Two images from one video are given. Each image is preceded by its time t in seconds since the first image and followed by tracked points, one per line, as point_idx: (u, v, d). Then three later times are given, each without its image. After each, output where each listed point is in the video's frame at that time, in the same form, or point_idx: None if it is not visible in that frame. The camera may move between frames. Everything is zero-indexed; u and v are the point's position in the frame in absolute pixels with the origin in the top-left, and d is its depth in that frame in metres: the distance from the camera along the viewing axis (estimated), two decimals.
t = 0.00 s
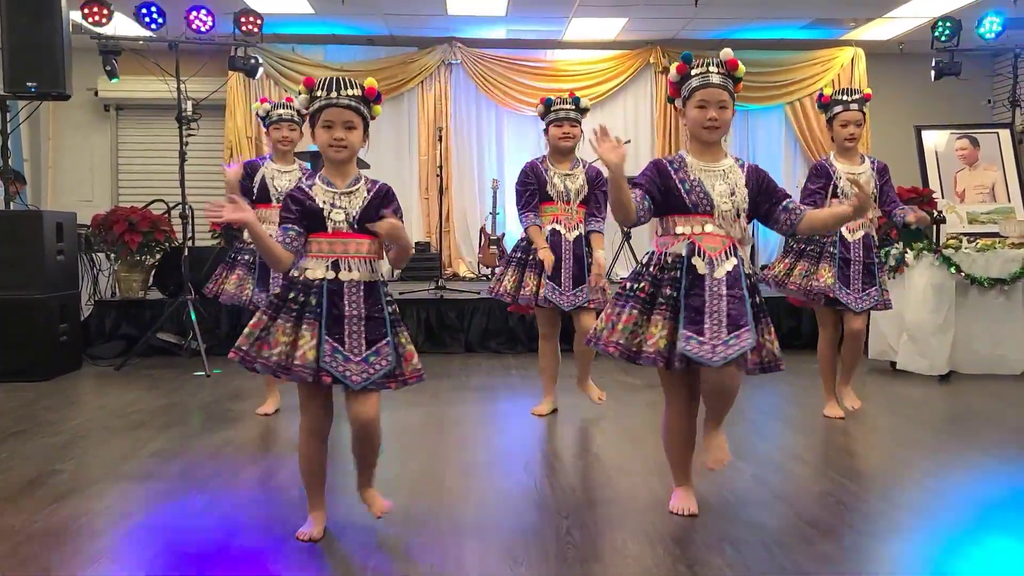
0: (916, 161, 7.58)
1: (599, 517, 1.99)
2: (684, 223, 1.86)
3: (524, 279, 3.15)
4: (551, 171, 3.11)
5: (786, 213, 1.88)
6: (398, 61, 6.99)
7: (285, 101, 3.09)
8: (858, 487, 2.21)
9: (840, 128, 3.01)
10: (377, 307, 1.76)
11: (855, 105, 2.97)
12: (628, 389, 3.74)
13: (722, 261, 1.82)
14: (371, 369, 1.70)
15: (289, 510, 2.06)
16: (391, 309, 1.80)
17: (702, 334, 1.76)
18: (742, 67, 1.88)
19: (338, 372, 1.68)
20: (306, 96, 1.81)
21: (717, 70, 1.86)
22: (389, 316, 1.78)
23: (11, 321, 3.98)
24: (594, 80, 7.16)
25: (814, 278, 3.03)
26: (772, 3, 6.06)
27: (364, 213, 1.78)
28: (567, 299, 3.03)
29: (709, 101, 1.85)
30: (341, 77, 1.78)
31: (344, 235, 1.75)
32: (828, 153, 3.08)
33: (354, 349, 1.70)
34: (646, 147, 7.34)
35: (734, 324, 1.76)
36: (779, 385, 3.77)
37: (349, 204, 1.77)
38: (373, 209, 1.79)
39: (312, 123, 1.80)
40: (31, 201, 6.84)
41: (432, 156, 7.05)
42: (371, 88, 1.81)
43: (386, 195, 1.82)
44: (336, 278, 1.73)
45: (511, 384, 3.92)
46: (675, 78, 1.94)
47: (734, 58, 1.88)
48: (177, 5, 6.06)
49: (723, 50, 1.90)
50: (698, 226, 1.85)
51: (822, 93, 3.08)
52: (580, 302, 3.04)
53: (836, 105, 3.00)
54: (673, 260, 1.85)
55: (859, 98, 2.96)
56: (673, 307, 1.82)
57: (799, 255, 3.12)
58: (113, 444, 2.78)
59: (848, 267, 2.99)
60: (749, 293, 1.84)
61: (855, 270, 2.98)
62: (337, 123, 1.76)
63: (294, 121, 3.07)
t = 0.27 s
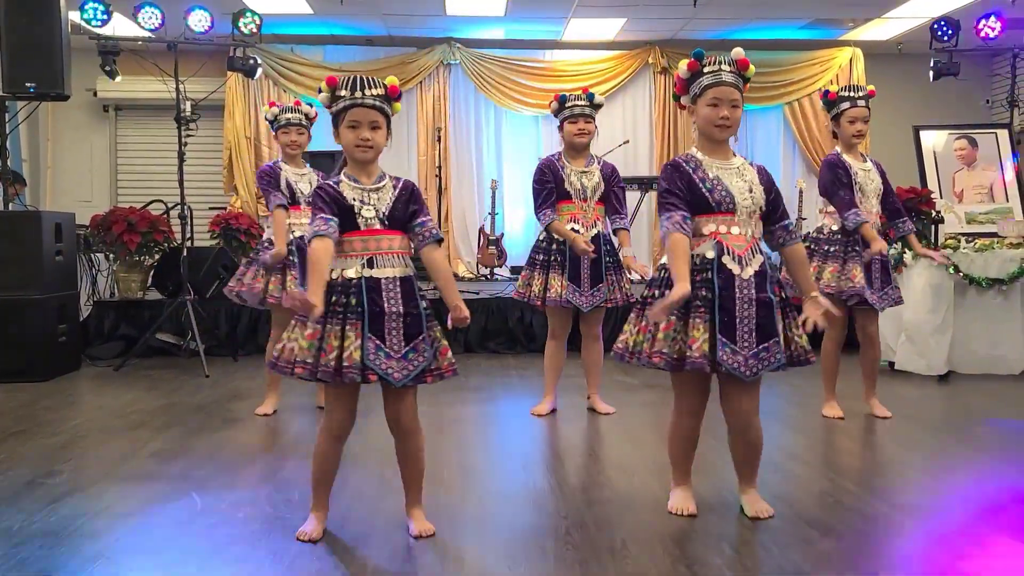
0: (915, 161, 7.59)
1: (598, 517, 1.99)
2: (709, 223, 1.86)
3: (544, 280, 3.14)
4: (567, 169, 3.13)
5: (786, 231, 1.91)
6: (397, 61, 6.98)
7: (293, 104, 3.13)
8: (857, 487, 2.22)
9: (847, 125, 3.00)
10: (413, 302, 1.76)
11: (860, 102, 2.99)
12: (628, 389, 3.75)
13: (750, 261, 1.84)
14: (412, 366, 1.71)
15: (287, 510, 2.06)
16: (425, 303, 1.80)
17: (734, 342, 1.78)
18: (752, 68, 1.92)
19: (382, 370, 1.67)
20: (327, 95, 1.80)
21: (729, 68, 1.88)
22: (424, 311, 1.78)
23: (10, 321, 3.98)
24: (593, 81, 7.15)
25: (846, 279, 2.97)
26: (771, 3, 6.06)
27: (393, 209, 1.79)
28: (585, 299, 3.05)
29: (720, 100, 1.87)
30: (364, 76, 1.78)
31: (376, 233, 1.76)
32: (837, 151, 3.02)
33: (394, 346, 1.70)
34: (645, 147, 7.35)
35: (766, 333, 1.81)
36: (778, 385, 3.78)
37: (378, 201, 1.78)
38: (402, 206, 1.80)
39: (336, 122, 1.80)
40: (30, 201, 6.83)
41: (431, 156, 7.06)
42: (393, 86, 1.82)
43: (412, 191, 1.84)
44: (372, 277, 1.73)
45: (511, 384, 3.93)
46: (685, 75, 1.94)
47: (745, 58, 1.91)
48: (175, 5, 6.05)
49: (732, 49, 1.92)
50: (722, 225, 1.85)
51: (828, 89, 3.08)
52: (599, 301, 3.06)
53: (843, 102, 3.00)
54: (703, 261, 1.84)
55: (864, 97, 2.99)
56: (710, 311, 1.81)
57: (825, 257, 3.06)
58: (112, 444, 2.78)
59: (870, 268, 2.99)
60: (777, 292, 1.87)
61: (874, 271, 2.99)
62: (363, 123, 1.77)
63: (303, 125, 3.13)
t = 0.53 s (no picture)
0: (913, 161, 7.60)
1: (597, 517, 1.99)
2: (720, 222, 1.87)
3: (550, 284, 3.22)
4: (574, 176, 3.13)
5: (824, 198, 1.87)
6: (395, 61, 6.98)
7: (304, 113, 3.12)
8: (856, 487, 2.22)
9: (856, 125, 2.99)
10: (422, 305, 1.73)
11: (869, 101, 2.98)
12: (626, 389, 3.75)
13: (766, 252, 1.83)
14: (423, 367, 1.67)
15: (286, 511, 2.06)
16: (440, 303, 1.76)
17: (762, 336, 1.78)
18: (768, 68, 1.90)
19: (390, 376, 1.66)
20: (354, 100, 1.78)
21: (745, 69, 1.86)
22: (437, 311, 1.74)
23: (8, 322, 3.97)
24: (592, 81, 7.15)
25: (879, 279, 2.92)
26: (769, 3, 6.07)
27: (405, 215, 1.77)
28: (592, 300, 3.04)
29: (735, 102, 1.85)
30: (392, 86, 1.76)
31: (386, 240, 1.75)
32: (849, 152, 3.00)
33: (404, 351, 1.68)
34: (644, 147, 7.36)
35: (790, 326, 1.80)
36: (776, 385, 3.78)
37: (390, 208, 1.77)
38: (416, 212, 1.79)
39: (359, 129, 1.79)
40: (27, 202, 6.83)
41: (429, 157, 6.94)
42: (421, 97, 1.80)
43: (429, 197, 1.81)
44: (378, 286, 1.72)
45: (510, 385, 3.93)
46: (699, 75, 1.92)
47: (761, 58, 1.89)
48: (173, 5, 6.05)
49: (748, 48, 1.90)
50: (729, 222, 1.86)
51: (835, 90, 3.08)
52: (607, 302, 3.04)
53: (853, 100, 2.97)
54: (715, 262, 1.86)
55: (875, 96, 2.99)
56: (733, 308, 1.81)
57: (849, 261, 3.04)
58: (110, 445, 2.78)
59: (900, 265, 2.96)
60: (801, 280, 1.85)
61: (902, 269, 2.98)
62: (385, 131, 1.75)
63: (313, 133, 3.14)
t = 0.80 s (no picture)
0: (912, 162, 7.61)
1: (596, 517, 1.99)
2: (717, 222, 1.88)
3: (555, 284, 3.21)
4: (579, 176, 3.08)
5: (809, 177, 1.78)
6: (395, 62, 6.97)
7: (312, 107, 3.14)
8: (855, 487, 2.22)
9: (859, 130, 2.99)
10: (429, 301, 1.73)
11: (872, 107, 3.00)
12: (626, 389, 3.76)
13: (755, 251, 1.82)
14: (427, 366, 1.68)
15: (286, 511, 2.06)
16: (446, 300, 1.75)
17: (739, 325, 1.78)
18: (778, 67, 1.90)
19: (395, 372, 1.67)
20: (361, 94, 1.79)
21: (754, 68, 1.86)
22: (442, 308, 1.73)
23: (7, 322, 3.97)
24: (591, 81, 7.15)
25: (867, 290, 3.04)
26: (768, 4, 6.07)
27: (411, 208, 1.76)
28: (595, 300, 3.05)
29: (742, 98, 1.85)
30: (396, 78, 1.76)
31: (394, 233, 1.75)
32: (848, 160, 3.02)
33: (408, 347, 1.68)
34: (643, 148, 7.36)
35: (773, 319, 1.76)
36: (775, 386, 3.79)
37: (397, 201, 1.76)
38: (422, 204, 1.77)
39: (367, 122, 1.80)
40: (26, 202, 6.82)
41: (429, 156, 6.90)
42: (426, 89, 1.79)
43: (434, 187, 1.78)
44: (385, 279, 1.73)
45: (509, 385, 3.93)
46: (709, 74, 1.92)
47: (770, 58, 1.88)
48: (172, 5, 6.05)
49: (757, 48, 1.89)
50: (725, 223, 1.86)
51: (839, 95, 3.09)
52: (611, 301, 3.06)
53: (854, 107, 3.01)
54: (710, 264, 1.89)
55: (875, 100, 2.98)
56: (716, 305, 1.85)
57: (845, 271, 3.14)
58: (110, 445, 2.78)
59: (893, 270, 3.01)
60: (790, 278, 1.80)
61: (900, 273, 3.00)
62: (391, 123, 1.75)
63: (322, 127, 3.14)
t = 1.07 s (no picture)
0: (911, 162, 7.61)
1: (595, 517, 1.99)
2: (721, 218, 1.86)
3: (558, 281, 3.18)
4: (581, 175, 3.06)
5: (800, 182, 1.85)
6: (393, 62, 6.97)
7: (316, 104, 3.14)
8: (854, 487, 2.22)
9: (862, 126, 3.02)
10: (430, 302, 1.73)
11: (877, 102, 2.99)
12: (625, 389, 3.76)
13: (762, 253, 1.81)
14: (427, 365, 1.68)
15: (284, 511, 2.06)
16: (446, 301, 1.75)
17: (735, 338, 1.78)
18: (783, 59, 1.87)
19: (395, 371, 1.67)
20: (364, 95, 1.80)
21: (757, 61, 1.85)
22: (443, 309, 1.73)
23: (6, 323, 3.97)
24: (590, 81, 7.16)
25: (860, 284, 3.04)
26: (767, 4, 6.07)
27: (414, 210, 1.76)
28: (601, 298, 3.04)
29: (745, 93, 1.84)
30: (399, 77, 1.77)
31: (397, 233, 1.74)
32: (851, 155, 3.09)
33: (408, 346, 1.68)
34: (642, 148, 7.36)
35: (771, 328, 1.77)
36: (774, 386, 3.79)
37: (400, 201, 1.75)
38: (425, 205, 1.77)
39: (370, 123, 1.80)
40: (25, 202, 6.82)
41: (428, 156, 6.95)
42: (429, 88, 1.79)
43: (437, 190, 1.79)
44: (386, 278, 1.73)
45: (509, 385, 3.93)
46: (714, 75, 1.93)
47: (774, 51, 1.87)
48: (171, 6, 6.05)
49: (761, 43, 1.89)
50: (734, 220, 1.84)
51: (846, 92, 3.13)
52: (616, 300, 3.06)
53: (859, 103, 3.02)
54: (712, 256, 1.86)
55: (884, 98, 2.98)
56: (714, 304, 1.83)
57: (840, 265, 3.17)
58: (108, 445, 2.78)
59: (888, 267, 3.00)
60: (791, 285, 1.81)
61: (896, 269, 3.00)
62: (395, 122, 1.75)
63: (324, 125, 3.14)
